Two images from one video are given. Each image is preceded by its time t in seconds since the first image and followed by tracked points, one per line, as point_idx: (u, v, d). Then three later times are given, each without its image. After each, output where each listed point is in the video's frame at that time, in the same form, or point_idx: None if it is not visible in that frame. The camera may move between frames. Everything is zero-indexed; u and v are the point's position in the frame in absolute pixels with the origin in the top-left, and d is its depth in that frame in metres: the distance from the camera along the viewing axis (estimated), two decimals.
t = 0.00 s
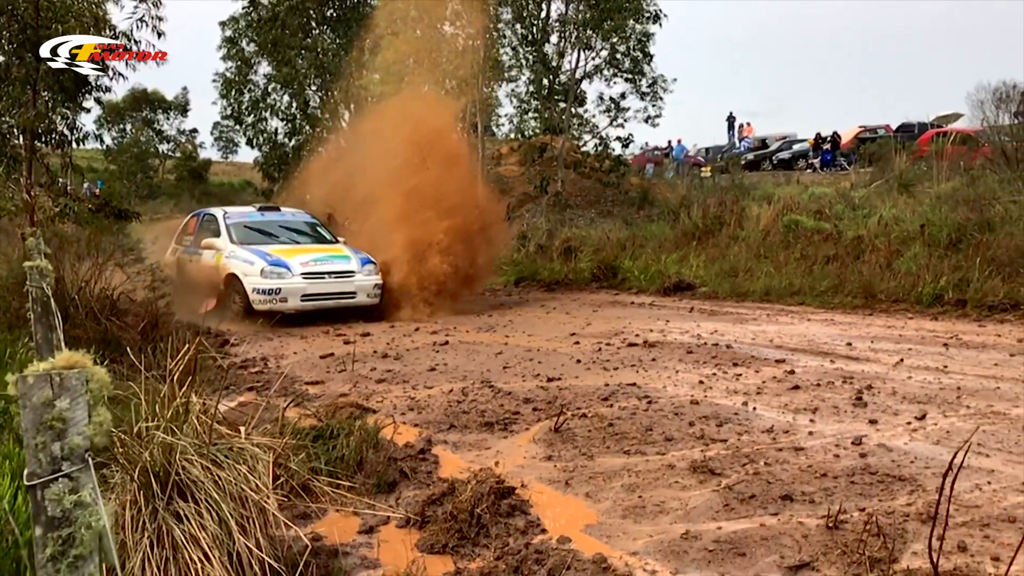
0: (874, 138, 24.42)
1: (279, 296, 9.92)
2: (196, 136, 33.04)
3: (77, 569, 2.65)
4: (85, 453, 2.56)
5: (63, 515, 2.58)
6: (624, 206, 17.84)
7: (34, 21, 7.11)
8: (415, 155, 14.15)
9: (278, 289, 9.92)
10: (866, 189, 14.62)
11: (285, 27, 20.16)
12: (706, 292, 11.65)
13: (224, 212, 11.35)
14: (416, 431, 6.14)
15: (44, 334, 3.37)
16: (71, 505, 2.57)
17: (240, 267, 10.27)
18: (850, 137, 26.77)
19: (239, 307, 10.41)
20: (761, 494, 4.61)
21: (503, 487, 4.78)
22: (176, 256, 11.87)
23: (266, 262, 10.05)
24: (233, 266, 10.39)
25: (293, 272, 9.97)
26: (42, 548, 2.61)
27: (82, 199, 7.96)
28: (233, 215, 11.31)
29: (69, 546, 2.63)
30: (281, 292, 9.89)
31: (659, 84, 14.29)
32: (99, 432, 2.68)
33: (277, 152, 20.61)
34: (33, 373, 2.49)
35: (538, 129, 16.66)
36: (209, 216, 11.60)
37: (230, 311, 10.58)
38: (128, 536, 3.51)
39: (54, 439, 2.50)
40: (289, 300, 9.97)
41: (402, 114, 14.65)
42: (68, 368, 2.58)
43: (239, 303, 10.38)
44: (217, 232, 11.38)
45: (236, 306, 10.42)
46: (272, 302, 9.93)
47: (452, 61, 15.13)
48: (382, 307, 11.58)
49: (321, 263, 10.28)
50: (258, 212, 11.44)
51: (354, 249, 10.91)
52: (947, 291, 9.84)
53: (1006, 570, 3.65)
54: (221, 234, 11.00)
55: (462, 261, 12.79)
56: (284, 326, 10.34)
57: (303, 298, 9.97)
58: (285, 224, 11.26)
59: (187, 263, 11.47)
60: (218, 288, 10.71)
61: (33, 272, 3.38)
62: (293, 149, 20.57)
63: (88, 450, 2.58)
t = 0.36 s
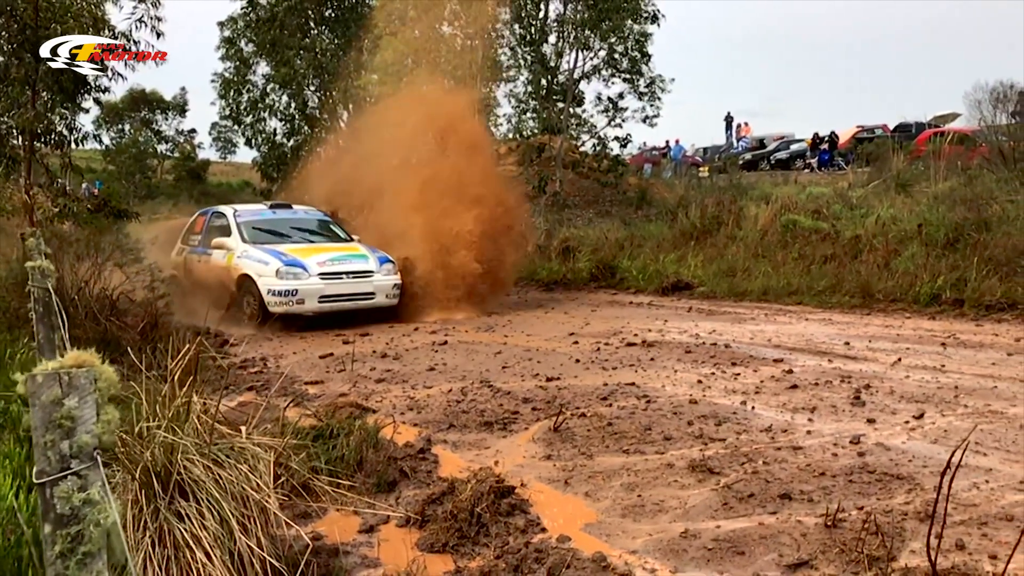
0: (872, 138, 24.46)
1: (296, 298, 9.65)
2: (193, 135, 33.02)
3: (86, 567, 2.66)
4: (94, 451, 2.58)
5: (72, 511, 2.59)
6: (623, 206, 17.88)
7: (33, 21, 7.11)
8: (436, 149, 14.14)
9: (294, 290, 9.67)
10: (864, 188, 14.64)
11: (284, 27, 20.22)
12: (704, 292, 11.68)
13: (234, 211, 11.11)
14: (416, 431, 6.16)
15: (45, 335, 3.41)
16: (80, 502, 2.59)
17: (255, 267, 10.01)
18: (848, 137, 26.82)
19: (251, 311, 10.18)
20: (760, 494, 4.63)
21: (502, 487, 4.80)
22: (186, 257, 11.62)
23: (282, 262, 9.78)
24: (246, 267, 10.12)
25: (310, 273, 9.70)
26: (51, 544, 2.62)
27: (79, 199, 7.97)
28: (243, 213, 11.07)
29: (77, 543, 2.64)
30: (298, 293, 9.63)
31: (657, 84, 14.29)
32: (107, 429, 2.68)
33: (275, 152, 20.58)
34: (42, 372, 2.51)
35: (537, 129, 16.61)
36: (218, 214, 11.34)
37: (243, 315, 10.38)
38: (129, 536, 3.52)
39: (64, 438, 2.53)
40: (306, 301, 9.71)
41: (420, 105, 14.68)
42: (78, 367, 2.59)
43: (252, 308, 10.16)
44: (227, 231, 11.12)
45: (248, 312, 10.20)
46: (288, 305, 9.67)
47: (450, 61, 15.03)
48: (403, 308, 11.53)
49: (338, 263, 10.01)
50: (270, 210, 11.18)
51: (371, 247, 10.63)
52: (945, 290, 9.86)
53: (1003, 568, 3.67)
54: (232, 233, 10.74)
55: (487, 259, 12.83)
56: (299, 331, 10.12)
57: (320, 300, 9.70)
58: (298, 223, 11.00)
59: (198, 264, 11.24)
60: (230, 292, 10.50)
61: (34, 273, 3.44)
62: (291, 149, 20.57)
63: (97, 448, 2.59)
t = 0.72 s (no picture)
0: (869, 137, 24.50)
1: (317, 298, 9.15)
2: (191, 135, 32.99)
3: (94, 561, 2.69)
4: (101, 448, 2.64)
5: (79, 508, 2.63)
6: (621, 204, 17.90)
7: (30, 20, 7.11)
8: (455, 141, 14.27)
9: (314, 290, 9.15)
10: (861, 187, 14.67)
11: (282, 26, 20.22)
12: (702, 291, 11.70)
13: (245, 207, 10.58)
14: (415, 429, 6.17)
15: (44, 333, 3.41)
16: (86, 498, 2.63)
17: (271, 266, 9.49)
18: (845, 136, 26.86)
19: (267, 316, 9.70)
20: (758, 491, 4.64)
21: (502, 485, 4.81)
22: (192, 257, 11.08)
23: (301, 260, 9.28)
24: (262, 267, 9.61)
25: (331, 271, 9.20)
26: (58, 540, 2.65)
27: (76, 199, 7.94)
28: (255, 209, 10.54)
29: (84, 539, 2.68)
30: (319, 293, 9.13)
31: (654, 83, 14.25)
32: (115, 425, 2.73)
33: (273, 151, 20.58)
34: (50, 370, 2.56)
35: (534, 128, 16.52)
36: (226, 210, 10.80)
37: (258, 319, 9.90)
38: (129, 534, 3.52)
39: (71, 435, 2.57)
40: (327, 301, 9.20)
41: (433, 93, 14.63)
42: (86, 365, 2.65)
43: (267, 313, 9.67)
44: (237, 229, 10.57)
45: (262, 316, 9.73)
46: (308, 305, 9.17)
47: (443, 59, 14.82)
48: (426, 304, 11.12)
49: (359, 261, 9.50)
50: (282, 206, 10.66)
51: (392, 245, 10.15)
52: (942, 289, 9.88)
53: (1000, 565, 3.69)
54: (244, 230, 10.19)
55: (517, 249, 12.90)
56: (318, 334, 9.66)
57: (342, 300, 9.19)
58: (312, 219, 10.49)
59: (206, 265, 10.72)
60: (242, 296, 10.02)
61: (34, 272, 3.46)
62: (288, 149, 20.54)
63: (104, 445, 2.65)
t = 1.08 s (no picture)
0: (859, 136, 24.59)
1: (333, 298, 8.79)
2: (181, 132, 32.81)
3: (93, 557, 2.72)
4: (100, 444, 2.67)
5: (79, 503, 2.66)
6: (612, 202, 17.92)
7: (19, 18, 7.06)
8: (451, 135, 14.36)
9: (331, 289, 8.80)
10: (852, 186, 14.73)
11: (272, 24, 20.17)
12: (693, 289, 11.75)
13: (252, 203, 10.26)
14: (407, 427, 6.18)
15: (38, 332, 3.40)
16: (86, 494, 2.66)
17: (284, 264, 9.13)
18: (835, 135, 26.97)
19: (280, 320, 9.33)
20: (750, 488, 4.67)
21: (495, 482, 4.81)
22: (197, 258, 10.78)
23: (316, 258, 8.93)
24: (273, 266, 9.25)
25: (348, 269, 8.85)
26: (59, 536, 2.68)
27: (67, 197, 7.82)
28: (263, 205, 10.22)
29: (84, 535, 2.70)
30: (335, 292, 8.77)
31: (645, 82, 14.22)
32: (113, 423, 2.76)
33: (263, 150, 20.49)
34: (50, 367, 2.59)
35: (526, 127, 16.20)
36: (233, 206, 10.47)
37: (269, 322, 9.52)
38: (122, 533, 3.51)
39: (70, 431, 2.60)
40: (344, 301, 8.85)
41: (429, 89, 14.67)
42: (83, 361, 2.66)
43: (280, 317, 9.31)
44: (244, 225, 10.25)
45: (275, 320, 9.37)
46: (324, 305, 8.81)
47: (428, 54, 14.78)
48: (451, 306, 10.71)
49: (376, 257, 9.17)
50: (291, 201, 10.32)
51: (408, 240, 9.82)
52: (932, 286, 9.94)
53: (990, 560, 3.72)
54: (252, 227, 9.87)
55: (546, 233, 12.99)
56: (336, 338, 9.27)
57: (360, 299, 8.85)
58: (321, 214, 10.15)
59: (211, 265, 10.41)
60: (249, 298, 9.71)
61: (26, 270, 3.44)
62: (279, 146, 20.48)
63: (103, 441, 2.68)
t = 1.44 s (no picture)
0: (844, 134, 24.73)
1: (349, 299, 8.31)
2: (166, 129, 32.57)
3: (88, 553, 2.67)
4: (95, 440, 2.60)
5: (74, 499, 2.61)
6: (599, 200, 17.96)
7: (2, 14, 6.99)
8: (440, 131, 14.53)
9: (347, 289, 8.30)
10: (837, 184, 14.83)
11: (258, 21, 20.06)
12: (680, 286, 11.82)
13: (257, 197, 9.73)
14: (395, 425, 6.19)
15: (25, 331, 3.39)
16: (81, 489, 2.61)
17: (295, 264, 8.63)
18: (821, 134, 27.14)
19: (290, 324, 8.90)
20: (736, 484, 4.70)
21: (483, 479, 4.83)
22: (196, 257, 10.28)
23: (330, 257, 8.44)
24: (284, 266, 8.75)
25: (364, 268, 8.36)
26: (53, 532, 2.63)
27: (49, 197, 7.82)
28: (269, 200, 9.68)
29: (79, 531, 2.65)
30: (351, 293, 8.29)
31: (632, 80, 14.19)
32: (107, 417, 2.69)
33: (249, 147, 20.39)
34: (44, 363, 2.54)
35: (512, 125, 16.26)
36: (236, 199, 9.94)
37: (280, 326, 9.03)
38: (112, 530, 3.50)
39: (64, 427, 2.54)
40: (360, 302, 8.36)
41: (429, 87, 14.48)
42: (77, 356, 2.60)
43: (290, 321, 8.87)
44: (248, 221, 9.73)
45: (285, 325, 8.94)
46: (339, 307, 8.33)
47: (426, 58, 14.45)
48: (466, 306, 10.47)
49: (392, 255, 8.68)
50: (297, 195, 9.80)
51: (424, 236, 9.33)
52: (916, 284, 10.02)
53: (972, 553, 3.77)
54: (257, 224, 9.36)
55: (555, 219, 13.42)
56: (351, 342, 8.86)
57: (376, 300, 8.37)
58: (330, 209, 9.63)
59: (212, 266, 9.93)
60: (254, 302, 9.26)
61: (13, 267, 3.43)
62: (264, 144, 20.41)
63: (97, 437, 2.61)
